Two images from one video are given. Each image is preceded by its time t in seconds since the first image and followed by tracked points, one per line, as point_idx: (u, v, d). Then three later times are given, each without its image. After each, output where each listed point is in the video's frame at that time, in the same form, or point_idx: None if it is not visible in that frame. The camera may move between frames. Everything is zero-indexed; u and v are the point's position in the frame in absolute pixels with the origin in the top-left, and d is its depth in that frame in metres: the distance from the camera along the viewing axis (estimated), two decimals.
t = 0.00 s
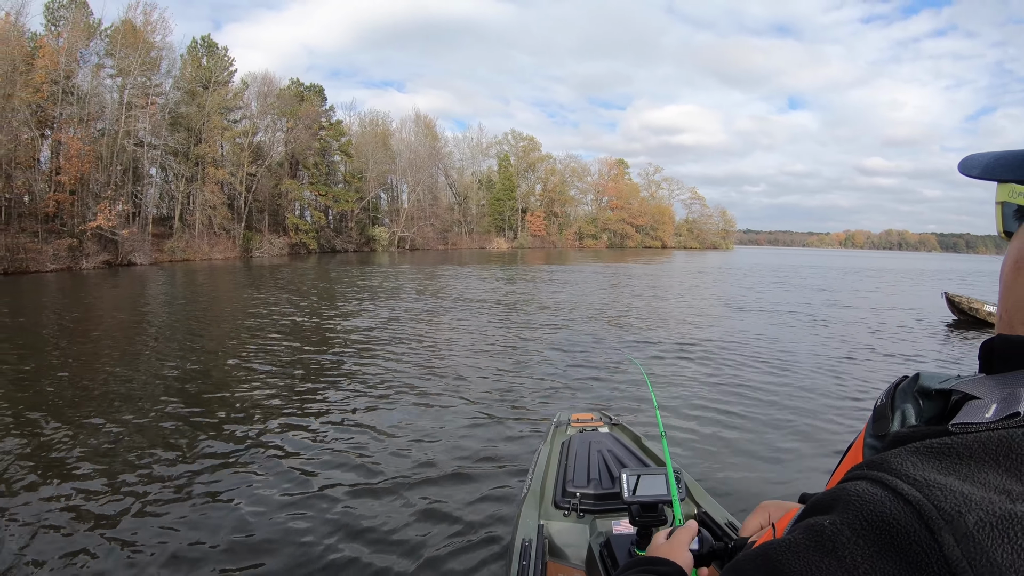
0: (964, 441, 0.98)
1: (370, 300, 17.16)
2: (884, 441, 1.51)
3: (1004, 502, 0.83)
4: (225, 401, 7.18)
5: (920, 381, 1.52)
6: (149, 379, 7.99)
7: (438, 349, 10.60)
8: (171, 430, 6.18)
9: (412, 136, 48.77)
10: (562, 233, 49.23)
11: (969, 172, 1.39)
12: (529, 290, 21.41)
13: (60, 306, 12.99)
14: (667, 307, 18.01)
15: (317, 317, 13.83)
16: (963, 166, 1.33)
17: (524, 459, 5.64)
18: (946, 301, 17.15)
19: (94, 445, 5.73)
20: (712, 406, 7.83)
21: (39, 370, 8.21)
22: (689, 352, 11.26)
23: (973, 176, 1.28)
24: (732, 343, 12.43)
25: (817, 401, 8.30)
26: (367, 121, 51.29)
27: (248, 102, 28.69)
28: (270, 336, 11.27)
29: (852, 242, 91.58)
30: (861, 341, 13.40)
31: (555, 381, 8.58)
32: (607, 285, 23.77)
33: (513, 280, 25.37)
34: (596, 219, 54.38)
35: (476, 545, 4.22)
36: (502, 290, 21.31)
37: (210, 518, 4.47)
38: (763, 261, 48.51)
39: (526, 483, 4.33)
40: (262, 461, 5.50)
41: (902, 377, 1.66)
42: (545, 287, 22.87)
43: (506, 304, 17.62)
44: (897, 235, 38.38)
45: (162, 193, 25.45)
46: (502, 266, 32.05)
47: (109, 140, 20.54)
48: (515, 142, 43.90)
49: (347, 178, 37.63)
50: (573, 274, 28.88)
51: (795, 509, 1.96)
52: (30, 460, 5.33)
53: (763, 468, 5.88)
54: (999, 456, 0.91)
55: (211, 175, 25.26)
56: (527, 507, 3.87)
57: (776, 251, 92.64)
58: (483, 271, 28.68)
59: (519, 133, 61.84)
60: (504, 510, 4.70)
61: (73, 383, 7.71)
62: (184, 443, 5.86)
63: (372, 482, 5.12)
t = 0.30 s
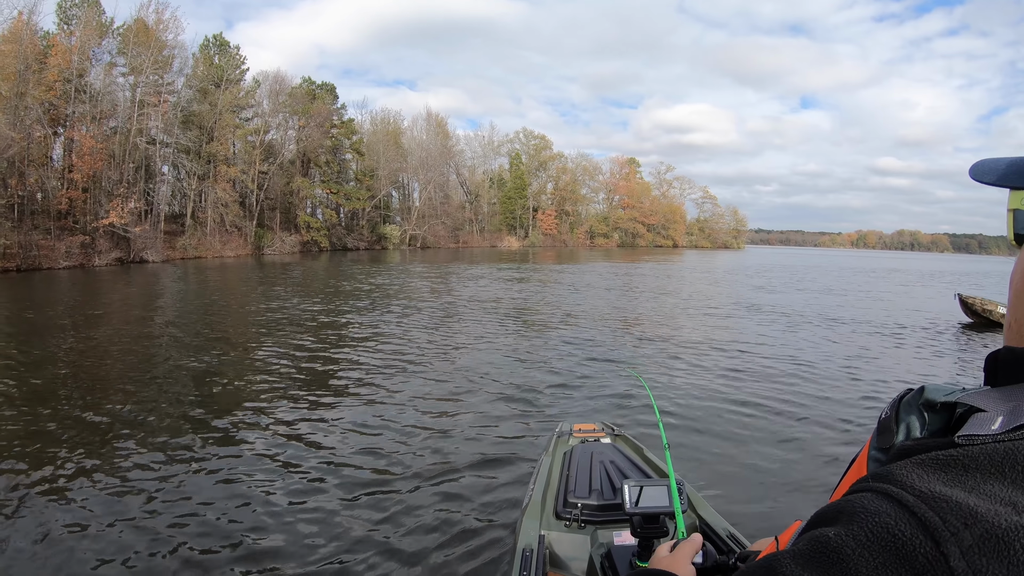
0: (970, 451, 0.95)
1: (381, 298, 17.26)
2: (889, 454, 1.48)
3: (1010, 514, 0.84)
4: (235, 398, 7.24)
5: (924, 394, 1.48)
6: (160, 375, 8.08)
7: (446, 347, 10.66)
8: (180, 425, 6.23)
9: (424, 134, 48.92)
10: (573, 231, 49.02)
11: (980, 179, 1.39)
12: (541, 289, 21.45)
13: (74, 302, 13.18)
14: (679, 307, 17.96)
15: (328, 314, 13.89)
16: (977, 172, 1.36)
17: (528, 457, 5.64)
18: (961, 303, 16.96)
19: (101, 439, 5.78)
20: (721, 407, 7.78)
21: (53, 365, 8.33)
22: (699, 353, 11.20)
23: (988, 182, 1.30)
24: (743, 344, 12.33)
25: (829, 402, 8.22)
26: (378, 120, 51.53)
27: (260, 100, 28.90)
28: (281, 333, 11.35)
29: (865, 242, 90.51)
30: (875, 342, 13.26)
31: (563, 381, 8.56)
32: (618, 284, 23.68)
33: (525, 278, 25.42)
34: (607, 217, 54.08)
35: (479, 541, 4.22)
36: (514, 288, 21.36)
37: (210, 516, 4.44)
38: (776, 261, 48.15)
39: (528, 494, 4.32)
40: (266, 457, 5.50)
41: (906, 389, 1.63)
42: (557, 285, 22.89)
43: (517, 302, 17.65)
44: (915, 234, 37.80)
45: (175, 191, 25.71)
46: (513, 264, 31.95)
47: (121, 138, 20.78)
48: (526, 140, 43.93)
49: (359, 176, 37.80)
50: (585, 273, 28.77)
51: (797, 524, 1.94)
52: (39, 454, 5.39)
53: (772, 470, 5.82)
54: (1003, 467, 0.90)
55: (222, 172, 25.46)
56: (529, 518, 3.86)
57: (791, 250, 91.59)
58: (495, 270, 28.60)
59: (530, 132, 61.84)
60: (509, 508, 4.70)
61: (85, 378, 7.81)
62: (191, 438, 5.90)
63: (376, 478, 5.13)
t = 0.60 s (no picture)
0: (966, 462, 0.98)
1: (391, 293, 17.35)
2: (888, 459, 1.52)
3: (1005, 528, 0.86)
4: (245, 394, 7.32)
5: (924, 401, 1.50)
6: (172, 371, 8.20)
7: (455, 342, 10.73)
8: (191, 422, 6.32)
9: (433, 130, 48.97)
10: (583, 226, 48.82)
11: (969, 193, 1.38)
12: (551, 284, 21.47)
13: (86, 298, 13.41)
14: (689, 302, 17.90)
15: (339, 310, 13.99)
16: (962, 188, 1.34)
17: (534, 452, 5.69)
18: (974, 298, 16.77)
19: (113, 436, 5.87)
20: (730, 403, 7.75)
21: (67, 362, 8.49)
22: (708, 348, 11.16)
23: (976, 197, 1.29)
24: (752, 339, 12.26)
25: (839, 398, 8.16)
26: (386, 116, 51.62)
27: (269, 97, 29.03)
28: (291, 330, 11.44)
29: (878, 236, 89.61)
30: (888, 338, 13.14)
31: (571, 377, 8.58)
32: (628, 279, 23.61)
33: (536, 273, 25.44)
34: (617, 212, 53.80)
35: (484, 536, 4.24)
36: (524, 283, 21.40)
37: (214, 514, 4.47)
38: (788, 256, 47.80)
39: (532, 494, 4.34)
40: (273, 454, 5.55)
41: (907, 396, 1.65)
42: (567, 280, 22.90)
43: (528, 297, 17.67)
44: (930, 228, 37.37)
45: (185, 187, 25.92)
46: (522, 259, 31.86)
47: (131, 136, 20.99)
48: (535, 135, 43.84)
49: (368, 173, 37.89)
50: (595, 268, 28.71)
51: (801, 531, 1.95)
52: (53, 451, 5.48)
53: (779, 467, 5.80)
54: (1000, 478, 0.93)
55: (231, 169, 25.61)
56: (531, 518, 3.87)
57: (804, 244, 90.60)
58: (505, 265, 28.56)
59: (539, 127, 61.69)
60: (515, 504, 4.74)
61: (100, 374, 7.96)
62: (201, 435, 5.97)
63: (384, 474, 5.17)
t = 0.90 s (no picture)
0: (965, 455, 1.03)
1: (400, 292, 17.47)
2: (887, 453, 1.57)
3: (998, 522, 0.91)
4: (257, 391, 7.46)
5: (924, 395, 1.55)
6: (184, 370, 8.35)
7: (464, 340, 10.83)
8: (204, 420, 6.46)
9: (440, 129, 49.07)
10: (590, 224, 48.72)
11: (964, 192, 1.40)
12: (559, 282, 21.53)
13: (97, 298, 13.64)
14: (697, 298, 17.90)
15: (347, 309, 14.13)
16: (961, 186, 1.36)
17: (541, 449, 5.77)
18: (985, 294, 16.68)
19: (126, 435, 6.01)
20: (735, 399, 7.78)
21: (81, 362, 8.66)
22: (715, 345, 11.18)
23: (975, 193, 1.31)
24: (759, 335, 12.25)
25: (845, 394, 8.17)
26: (393, 114, 51.80)
27: (277, 97, 29.23)
28: (300, 328, 11.59)
29: (891, 232, 89.20)
30: (897, 334, 13.09)
31: (577, 374, 8.64)
32: (636, 276, 23.60)
33: (544, 271, 25.51)
34: (625, 209, 53.65)
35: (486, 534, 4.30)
36: (532, 280, 21.47)
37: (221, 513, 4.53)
38: (797, 253, 47.61)
39: (532, 480, 4.42)
40: (283, 451, 5.65)
41: (907, 390, 1.69)
42: (575, 278, 22.95)
43: (536, 294, 17.73)
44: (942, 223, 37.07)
45: (193, 188, 26.19)
46: (530, 257, 31.86)
47: (138, 137, 21.26)
48: (543, 133, 43.81)
49: (375, 172, 38.07)
50: (602, 265, 28.71)
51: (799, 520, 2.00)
52: (69, 449, 5.63)
53: (783, 462, 5.84)
54: (997, 472, 0.97)
55: (239, 169, 25.82)
56: (531, 505, 3.94)
57: (815, 239, 89.83)
58: (513, 264, 28.63)
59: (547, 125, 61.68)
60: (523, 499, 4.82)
61: (114, 374, 8.13)
62: (212, 432, 6.09)
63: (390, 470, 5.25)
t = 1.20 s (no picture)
0: (968, 449, 0.99)
1: (409, 296, 17.47)
2: (891, 447, 1.51)
3: (1005, 515, 0.85)
4: (264, 395, 7.50)
5: (928, 388, 1.51)
6: (192, 374, 8.39)
7: (471, 342, 10.83)
8: (211, 423, 6.49)
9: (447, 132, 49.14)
10: (598, 226, 48.55)
11: (964, 186, 1.37)
12: (568, 284, 21.49)
13: (108, 304, 13.75)
14: (706, 299, 17.80)
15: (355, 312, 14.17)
16: (960, 179, 1.33)
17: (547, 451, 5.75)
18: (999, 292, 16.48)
19: (132, 439, 6.02)
20: (743, 399, 7.73)
21: (91, 367, 8.73)
22: (724, 345, 11.13)
23: (974, 186, 1.28)
24: (768, 336, 12.15)
25: (855, 394, 8.09)
26: (400, 118, 51.96)
27: (284, 103, 29.38)
28: (308, 332, 11.62)
29: (901, 231, 88.47)
30: (910, 333, 12.96)
31: (583, 375, 8.61)
32: (646, 278, 23.50)
33: (553, 273, 25.45)
34: (633, 211, 53.48)
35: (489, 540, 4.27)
36: (542, 283, 21.42)
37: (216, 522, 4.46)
38: (808, 253, 47.26)
39: (531, 474, 4.39)
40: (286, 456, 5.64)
41: (911, 381, 1.65)
42: (584, 280, 22.87)
43: (544, 297, 17.69)
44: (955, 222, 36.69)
45: (201, 193, 26.32)
46: (538, 260, 31.76)
47: (147, 143, 21.45)
48: (550, 136, 43.76)
49: (383, 176, 38.15)
50: (612, 267, 28.62)
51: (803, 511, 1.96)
52: (77, 452, 5.66)
53: (791, 462, 5.79)
54: (1001, 465, 0.92)
55: (247, 174, 25.94)
56: (531, 500, 3.91)
57: (826, 239, 88.96)
58: (522, 266, 28.58)
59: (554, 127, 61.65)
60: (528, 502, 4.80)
61: (122, 378, 8.17)
62: (217, 437, 6.11)
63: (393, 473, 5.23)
